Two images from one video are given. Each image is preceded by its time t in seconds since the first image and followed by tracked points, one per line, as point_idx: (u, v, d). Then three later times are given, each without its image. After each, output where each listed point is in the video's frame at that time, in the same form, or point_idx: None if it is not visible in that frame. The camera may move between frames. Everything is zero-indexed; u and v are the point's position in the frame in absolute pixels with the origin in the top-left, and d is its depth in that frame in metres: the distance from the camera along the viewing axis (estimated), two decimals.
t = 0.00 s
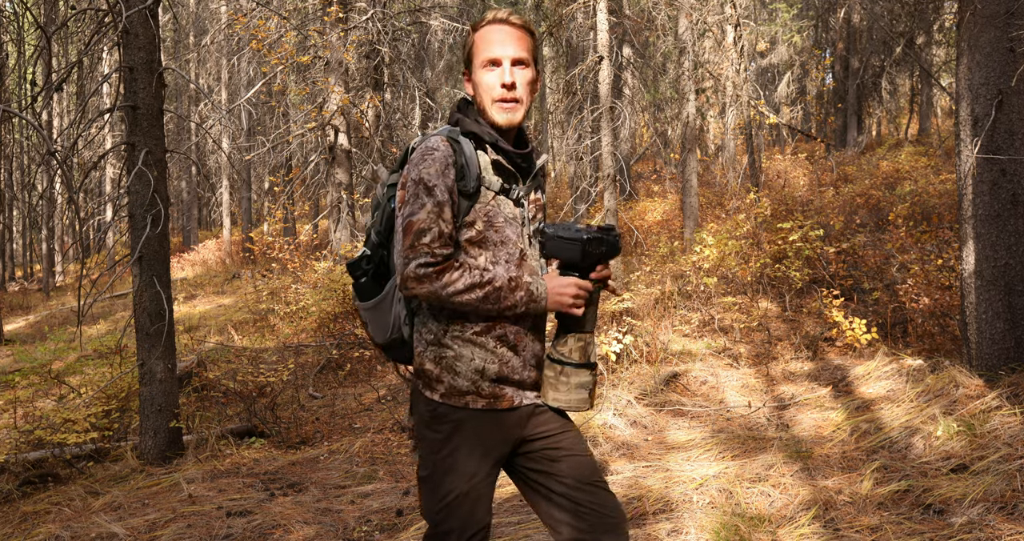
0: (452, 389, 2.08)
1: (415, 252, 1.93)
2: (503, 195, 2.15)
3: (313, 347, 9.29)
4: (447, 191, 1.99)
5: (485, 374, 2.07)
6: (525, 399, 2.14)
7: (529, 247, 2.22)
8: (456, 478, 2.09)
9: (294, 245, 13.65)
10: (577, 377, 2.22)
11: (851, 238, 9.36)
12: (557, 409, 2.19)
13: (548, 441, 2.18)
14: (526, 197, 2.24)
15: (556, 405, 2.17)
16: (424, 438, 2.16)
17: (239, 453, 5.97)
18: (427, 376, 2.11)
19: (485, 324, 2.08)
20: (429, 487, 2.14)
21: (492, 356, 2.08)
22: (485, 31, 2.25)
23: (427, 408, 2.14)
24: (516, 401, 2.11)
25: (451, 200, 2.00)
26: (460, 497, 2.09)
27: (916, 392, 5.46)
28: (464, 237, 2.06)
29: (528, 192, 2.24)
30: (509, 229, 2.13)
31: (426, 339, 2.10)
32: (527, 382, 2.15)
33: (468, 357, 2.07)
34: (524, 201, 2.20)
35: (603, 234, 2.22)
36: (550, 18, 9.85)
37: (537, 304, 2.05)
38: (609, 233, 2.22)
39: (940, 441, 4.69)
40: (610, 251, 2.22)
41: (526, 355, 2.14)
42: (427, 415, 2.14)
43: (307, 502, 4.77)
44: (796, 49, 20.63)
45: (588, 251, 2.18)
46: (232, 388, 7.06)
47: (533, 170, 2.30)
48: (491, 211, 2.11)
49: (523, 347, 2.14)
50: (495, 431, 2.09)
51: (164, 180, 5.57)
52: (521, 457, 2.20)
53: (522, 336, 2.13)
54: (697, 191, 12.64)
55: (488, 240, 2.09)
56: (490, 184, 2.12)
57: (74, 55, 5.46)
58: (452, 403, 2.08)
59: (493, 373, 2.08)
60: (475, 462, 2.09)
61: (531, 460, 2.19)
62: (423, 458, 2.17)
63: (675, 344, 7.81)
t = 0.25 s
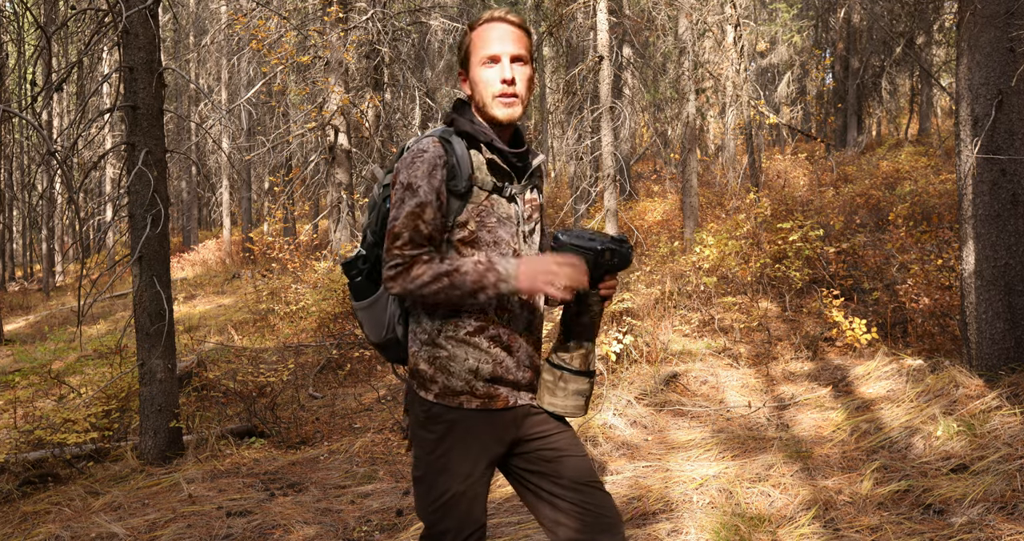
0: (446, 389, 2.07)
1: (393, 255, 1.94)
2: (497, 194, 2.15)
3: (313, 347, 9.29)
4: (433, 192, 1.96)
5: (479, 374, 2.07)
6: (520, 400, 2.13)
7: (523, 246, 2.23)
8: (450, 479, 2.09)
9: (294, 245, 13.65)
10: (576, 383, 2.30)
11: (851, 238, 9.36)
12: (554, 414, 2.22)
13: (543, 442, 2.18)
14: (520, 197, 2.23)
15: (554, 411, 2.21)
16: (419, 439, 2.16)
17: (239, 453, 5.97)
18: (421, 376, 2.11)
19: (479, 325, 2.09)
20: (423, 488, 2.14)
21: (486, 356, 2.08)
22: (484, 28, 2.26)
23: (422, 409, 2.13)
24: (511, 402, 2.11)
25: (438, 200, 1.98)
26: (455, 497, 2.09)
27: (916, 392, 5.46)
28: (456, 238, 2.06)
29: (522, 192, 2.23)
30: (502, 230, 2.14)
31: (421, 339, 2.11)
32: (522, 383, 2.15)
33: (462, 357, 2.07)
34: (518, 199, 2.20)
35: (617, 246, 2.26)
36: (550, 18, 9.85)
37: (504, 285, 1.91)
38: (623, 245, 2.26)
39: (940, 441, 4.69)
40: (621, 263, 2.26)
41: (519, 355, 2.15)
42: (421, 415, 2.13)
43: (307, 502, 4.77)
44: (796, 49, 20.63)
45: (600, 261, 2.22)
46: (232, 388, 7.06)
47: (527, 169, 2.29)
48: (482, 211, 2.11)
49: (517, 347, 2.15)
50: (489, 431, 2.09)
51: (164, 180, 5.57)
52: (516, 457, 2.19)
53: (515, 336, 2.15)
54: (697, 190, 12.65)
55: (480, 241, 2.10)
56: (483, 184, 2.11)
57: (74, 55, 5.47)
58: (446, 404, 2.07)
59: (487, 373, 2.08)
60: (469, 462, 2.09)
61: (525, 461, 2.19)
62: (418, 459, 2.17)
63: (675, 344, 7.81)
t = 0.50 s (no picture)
0: (444, 389, 2.07)
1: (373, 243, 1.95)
2: (489, 193, 2.15)
3: (313, 347, 9.29)
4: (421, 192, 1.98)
5: (477, 374, 2.07)
6: (519, 400, 2.14)
7: (520, 246, 2.23)
8: (449, 479, 2.08)
9: (294, 245, 13.65)
10: (575, 387, 2.25)
11: (851, 238, 9.35)
12: (552, 415, 2.20)
13: (542, 442, 2.19)
14: (514, 195, 2.23)
15: (551, 410, 2.19)
16: (417, 439, 2.15)
17: (239, 454, 5.97)
18: (419, 376, 2.11)
19: (476, 324, 2.09)
20: (422, 489, 2.13)
21: (483, 356, 2.09)
22: (477, 28, 2.26)
23: (420, 409, 2.13)
24: (509, 402, 2.11)
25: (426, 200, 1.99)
26: (454, 497, 2.08)
27: (916, 392, 5.46)
28: (449, 238, 2.05)
29: (516, 191, 2.23)
30: (495, 229, 2.14)
31: (419, 339, 2.11)
32: (520, 383, 2.16)
33: (460, 357, 2.07)
34: (511, 196, 2.21)
35: (624, 253, 2.35)
36: (550, 18, 9.84)
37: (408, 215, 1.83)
38: (630, 252, 2.34)
39: (940, 441, 4.69)
40: (627, 270, 2.34)
41: (516, 355, 2.16)
42: (420, 415, 2.13)
43: (307, 502, 4.77)
44: (796, 49, 20.64)
45: (606, 266, 2.32)
46: (232, 388, 7.06)
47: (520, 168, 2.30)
48: (475, 211, 2.11)
49: (515, 346, 2.16)
50: (488, 431, 2.09)
51: (164, 180, 5.57)
52: (515, 457, 2.20)
53: (512, 335, 2.16)
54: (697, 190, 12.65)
55: (474, 240, 2.10)
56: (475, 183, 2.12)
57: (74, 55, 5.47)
58: (445, 404, 2.08)
59: (485, 373, 2.08)
60: (468, 461, 2.08)
61: (524, 461, 2.19)
62: (416, 459, 2.16)
63: (675, 344, 7.81)
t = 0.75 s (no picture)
0: (441, 389, 2.08)
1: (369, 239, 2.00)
2: (482, 193, 2.17)
3: (313, 347, 9.29)
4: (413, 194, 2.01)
5: (474, 373, 2.08)
6: (516, 400, 2.14)
7: (516, 245, 2.23)
8: (447, 479, 2.08)
9: (294, 245, 13.64)
10: (575, 386, 2.23)
11: (851, 238, 9.35)
12: (551, 416, 2.19)
13: (541, 443, 2.18)
14: (510, 194, 2.24)
15: (552, 411, 2.17)
16: (415, 439, 2.15)
17: (239, 454, 5.97)
18: (416, 376, 2.12)
19: (472, 325, 2.10)
20: (419, 489, 2.12)
21: (480, 356, 2.10)
22: (469, 29, 2.25)
23: (418, 409, 2.14)
24: (507, 402, 2.11)
25: (418, 201, 2.03)
26: (452, 497, 2.08)
27: (916, 392, 5.46)
28: (444, 239, 2.09)
29: (511, 190, 2.24)
30: (490, 229, 2.16)
31: (416, 339, 2.12)
32: (518, 383, 2.16)
33: (457, 357, 2.08)
34: (506, 196, 2.21)
35: (619, 250, 2.34)
36: (550, 18, 9.84)
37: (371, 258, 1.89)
38: (625, 250, 2.34)
39: (940, 441, 4.69)
40: (623, 269, 2.34)
41: (514, 355, 2.16)
42: (417, 415, 2.14)
43: (307, 502, 4.77)
44: (796, 49, 20.64)
45: (601, 264, 2.31)
46: (232, 388, 7.06)
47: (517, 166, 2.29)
48: (468, 212, 2.14)
49: (512, 347, 2.17)
50: (486, 431, 2.10)
51: (164, 180, 5.57)
52: (513, 457, 2.20)
53: (510, 336, 2.16)
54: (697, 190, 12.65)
55: (468, 241, 2.12)
56: (466, 183, 2.14)
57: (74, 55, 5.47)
58: (442, 404, 2.08)
59: (482, 373, 2.09)
60: (465, 462, 2.09)
61: (523, 462, 2.19)
62: (413, 459, 2.16)
63: (675, 344, 7.81)
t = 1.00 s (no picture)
0: (440, 389, 2.08)
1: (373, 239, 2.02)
2: (477, 194, 2.18)
3: (313, 347, 9.29)
4: (409, 196, 2.02)
5: (472, 374, 2.08)
6: (515, 400, 2.14)
7: (513, 245, 2.24)
8: (446, 479, 2.08)
9: (294, 245, 13.64)
10: (572, 385, 2.25)
11: (851, 238, 9.35)
12: (551, 416, 2.20)
13: (541, 443, 2.18)
14: (505, 193, 2.25)
15: (551, 413, 2.18)
16: (413, 439, 2.15)
17: (239, 454, 5.97)
18: (414, 376, 2.12)
19: (470, 325, 2.10)
20: (418, 490, 2.12)
21: (478, 356, 2.10)
22: (459, 30, 2.25)
23: (416, 409, 2.14)
24: (506, 402, 2.11)
25: (415, 203, 2.04)
26: (450, 498, 2.08)
27: (916, 392, 5.46)
28: (440, 241, 2.10)
29: (506, 189, 2.24)
30: (486, 230, 2.16)
31: (415, 340, 2.12)
32: (516, 383, 2.16)
33: (455, 357, 2.08)
34: (502, 196, 2.23)
35: (612, 248, 2.33)
36: (550, 18, 9.84)
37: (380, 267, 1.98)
38: (618, 247, 2.33)
39: (940, 441, 4.69)
40: (616, 266, 2.33)
41: (512, 355, 2.17)
42: (416, 416, 2.14)
43: (307, 502, 4.77)
44: (796, 49, 20.65)
45: (594, 263, 2.29)
46: (232, 388, 7.05)
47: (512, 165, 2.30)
48: (463, 213, 2.14)
49: (510, 347, 2.17)
50: (484, 431, 2.10)
51: (164, 180, 5.57)
52: (513, 457, 2.19)
53: (507, 336, 2.17)
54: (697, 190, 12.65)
55: (465, 242, 2.12)
56: (461, 185, 2.15)
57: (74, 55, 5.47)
58: (440, 404, 2.08)
59: (480, 373, 2.09)
60: (463, 462, 2.08)
61: (522, 462, 2.19)
62: (412, 459, 2.15)
63: (675, 344, 7.81)
